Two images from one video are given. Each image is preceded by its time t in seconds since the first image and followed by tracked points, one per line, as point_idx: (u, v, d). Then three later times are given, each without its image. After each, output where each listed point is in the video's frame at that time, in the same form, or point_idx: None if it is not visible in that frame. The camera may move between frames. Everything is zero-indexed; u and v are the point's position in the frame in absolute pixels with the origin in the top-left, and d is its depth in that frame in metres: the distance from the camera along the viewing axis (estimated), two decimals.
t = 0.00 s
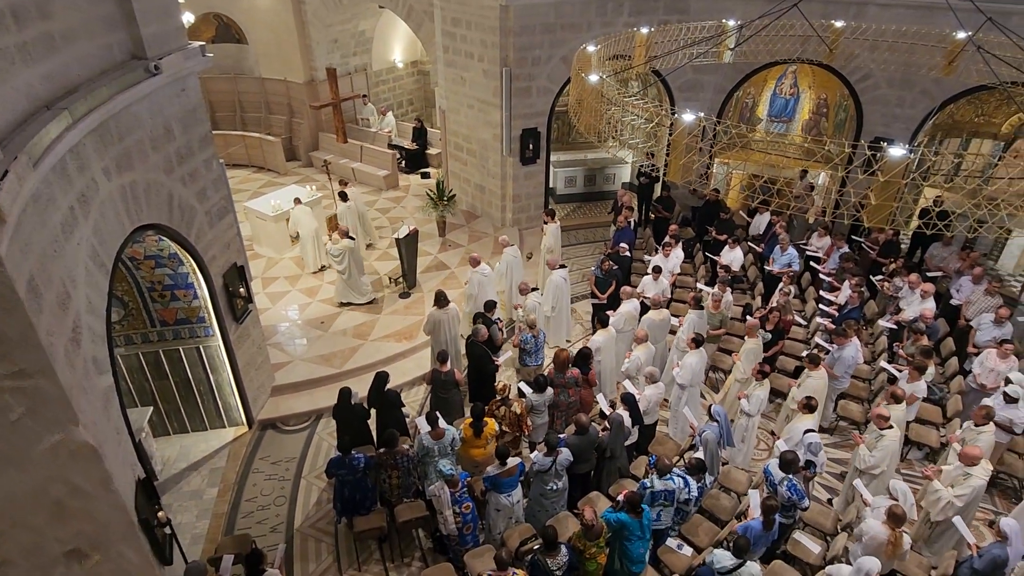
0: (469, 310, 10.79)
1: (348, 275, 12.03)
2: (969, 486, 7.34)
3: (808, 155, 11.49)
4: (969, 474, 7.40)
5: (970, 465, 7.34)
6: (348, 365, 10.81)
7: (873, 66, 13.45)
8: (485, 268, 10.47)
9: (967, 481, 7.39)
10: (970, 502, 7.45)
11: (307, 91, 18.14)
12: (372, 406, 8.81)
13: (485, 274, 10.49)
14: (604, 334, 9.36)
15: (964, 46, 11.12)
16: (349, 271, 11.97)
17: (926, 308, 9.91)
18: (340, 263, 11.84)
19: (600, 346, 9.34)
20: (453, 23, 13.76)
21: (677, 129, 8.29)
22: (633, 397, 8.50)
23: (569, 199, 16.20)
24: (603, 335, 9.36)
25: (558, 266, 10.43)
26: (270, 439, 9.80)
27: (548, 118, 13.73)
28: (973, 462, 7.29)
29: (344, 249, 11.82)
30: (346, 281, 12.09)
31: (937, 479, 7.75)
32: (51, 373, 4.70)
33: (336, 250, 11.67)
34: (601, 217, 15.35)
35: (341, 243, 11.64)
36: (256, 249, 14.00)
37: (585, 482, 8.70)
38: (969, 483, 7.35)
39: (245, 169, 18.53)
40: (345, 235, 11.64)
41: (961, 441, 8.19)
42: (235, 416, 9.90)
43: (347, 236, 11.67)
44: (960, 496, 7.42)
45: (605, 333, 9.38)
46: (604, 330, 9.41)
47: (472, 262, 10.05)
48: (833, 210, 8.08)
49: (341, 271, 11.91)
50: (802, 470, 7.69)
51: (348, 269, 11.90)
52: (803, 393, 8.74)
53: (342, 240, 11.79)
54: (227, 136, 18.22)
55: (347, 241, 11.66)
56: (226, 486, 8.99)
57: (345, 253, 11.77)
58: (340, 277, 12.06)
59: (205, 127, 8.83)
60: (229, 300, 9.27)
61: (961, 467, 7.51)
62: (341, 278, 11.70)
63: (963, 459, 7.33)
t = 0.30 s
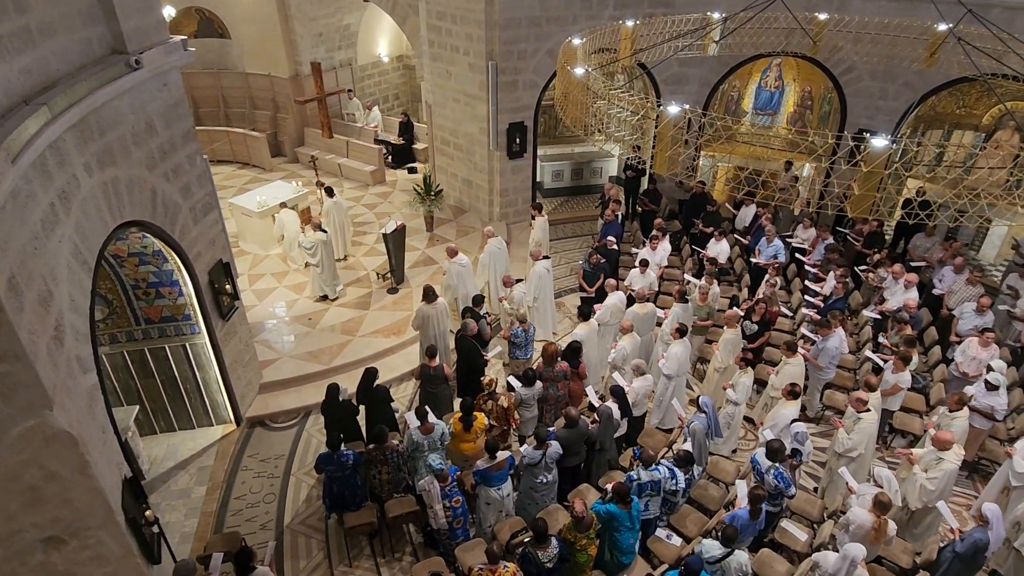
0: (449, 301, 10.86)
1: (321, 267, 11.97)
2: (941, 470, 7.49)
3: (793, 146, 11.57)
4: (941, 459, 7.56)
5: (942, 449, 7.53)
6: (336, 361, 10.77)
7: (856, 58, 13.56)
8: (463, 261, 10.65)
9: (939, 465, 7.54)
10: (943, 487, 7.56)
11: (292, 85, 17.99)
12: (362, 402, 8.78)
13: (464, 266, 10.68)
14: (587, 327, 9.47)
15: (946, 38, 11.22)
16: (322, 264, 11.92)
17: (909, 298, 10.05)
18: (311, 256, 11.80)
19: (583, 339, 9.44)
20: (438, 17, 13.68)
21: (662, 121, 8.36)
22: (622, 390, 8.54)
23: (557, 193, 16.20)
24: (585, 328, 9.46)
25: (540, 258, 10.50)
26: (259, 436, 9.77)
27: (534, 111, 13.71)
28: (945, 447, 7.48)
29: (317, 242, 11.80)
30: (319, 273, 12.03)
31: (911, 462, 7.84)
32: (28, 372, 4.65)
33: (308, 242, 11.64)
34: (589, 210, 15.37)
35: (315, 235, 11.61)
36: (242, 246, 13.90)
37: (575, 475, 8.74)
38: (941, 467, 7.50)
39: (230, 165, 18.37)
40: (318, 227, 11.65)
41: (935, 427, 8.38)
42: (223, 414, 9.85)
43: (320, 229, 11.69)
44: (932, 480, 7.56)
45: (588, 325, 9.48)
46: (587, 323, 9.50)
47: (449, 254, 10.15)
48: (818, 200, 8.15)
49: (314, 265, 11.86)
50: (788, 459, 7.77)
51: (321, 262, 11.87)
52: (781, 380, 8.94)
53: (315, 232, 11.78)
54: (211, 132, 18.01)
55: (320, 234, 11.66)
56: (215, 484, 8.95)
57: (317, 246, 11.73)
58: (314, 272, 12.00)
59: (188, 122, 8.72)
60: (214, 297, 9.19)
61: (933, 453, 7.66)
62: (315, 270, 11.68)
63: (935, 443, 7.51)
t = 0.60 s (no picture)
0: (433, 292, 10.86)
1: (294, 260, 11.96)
2: (915, 452, 7.63)
3: (776, 138, 11.66)
4: (916, 442, 7.69)
5: (917, 433, 7.65)
6: (323, 357, 10.72)
7: (838, 50, 13.68)
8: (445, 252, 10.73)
9: (913, 449, 7.68)
10: (916, 469, 7.74)
11: (274, 79, 17.79)
12: (350, 397, 8.73)
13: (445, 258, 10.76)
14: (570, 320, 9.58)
15: (926, 29, 11.33)
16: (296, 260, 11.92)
17: (892, 288, 10.16)
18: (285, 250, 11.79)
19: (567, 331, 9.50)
20: (422, 10, 13.59)
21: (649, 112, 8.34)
22: (610, 381, 8.58)
23: (543, 186, 16.21)
24: (569, 321, 9.57)
25: (525, 250, 10.53)
26: (246, 433, 9.71)
27: (520, 105, 13.69)
28: (920, 430, 7.61)
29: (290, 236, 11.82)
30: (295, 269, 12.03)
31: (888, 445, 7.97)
32: (9, 370, 4.57)
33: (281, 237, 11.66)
34: (575, 204, 15.39)
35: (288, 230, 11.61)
36: (226, 242, 13.77)
37: (564, 467, 8.78)
38: (916, 450, 7.64)
39: (212, 160, 18.16)
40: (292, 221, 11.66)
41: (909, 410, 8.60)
42: (210, 412, 9.77)
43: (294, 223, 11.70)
44: (907, 462, 7.74)
45: (571, 318, 9.58)
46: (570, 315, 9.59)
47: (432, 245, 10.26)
48: (803, 191, 8.18)
49: (288, 259, 11.86)
50: (774, 447, 7.85)
51: (295, 257, 11.87)
52: (758, 365, 9.12)
53: (289, 227, 11.79)
54: (192, 127, 17.78)
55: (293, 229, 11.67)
56: (202, 483, 8.89)
57: (290, 241, 11.77)
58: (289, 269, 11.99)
59: (169, 117, 8.60)
60: (198, 294, 9.09)
61: (907, 436, 7.79)
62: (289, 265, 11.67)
63: (911, 427, 7.65)
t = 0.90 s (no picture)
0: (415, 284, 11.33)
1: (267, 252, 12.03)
2: (889, 433, 7.79)
3: (759, 130, 11.74)
4: (889, 423, 7.86)
5: (890, 414, 7.82)
6: (310, 354, 10.69)
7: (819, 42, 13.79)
8: (425, 244, 11.11)
9: (887, 430, 7.86)
10: (891, 450, 7.87)
11: (256, 74, 17.62)
12: (337, 393, 8.71)
13: (427, 250, 11.14)
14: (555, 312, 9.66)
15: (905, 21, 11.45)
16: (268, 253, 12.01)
17: (873, 278, 10.30)
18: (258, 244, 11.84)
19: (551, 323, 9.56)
20: (405, 3, 13.50)
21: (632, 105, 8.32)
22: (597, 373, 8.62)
23: (528, 180, 16.22)
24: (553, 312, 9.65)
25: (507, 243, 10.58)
26: (233, 431, 9.67)
27: (504, 98, 13.66)
28: (893, 411, 7.76)
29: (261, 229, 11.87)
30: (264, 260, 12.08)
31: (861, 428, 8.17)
32: None
33: (252, 229, 11.68)
34: (561, 197, 15.43)
35: (258, 222, 11.64)
36: (210, 239, 13.66)
37: (553, 460, 8.83)
38: (890, 431, 7.80)
39: (193, 156, 17.97)
40: (262, 214, 11.73)
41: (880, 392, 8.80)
42: (196, 410, 9.71)
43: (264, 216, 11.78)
44: (881, 444, 7.86)
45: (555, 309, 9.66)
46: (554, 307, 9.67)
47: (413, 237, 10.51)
48: (785, 183, 8.24)
49: (259, 252, 11.94)
50: (759, 435, 7.95)
51: (267, 250, 11.94)
52: (736, 352, 9.20)
53: (259, 219, 11.84)
54: (173, 123, 17.56)
55: (263, 221, 11.72)
56: (189, 481, 8.84)
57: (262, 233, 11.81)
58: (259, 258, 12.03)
59: (149, 113, 8.49)
60: (182, 291, 9.00)
61: (881, 418, 7.98)
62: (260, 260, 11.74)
63: (883, 408, 7.82)
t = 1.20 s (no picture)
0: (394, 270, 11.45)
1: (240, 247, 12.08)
2: (864, 414, 8.10)
3: (743, 122, 11.81)
4: (864, 404, 8.15)
5: (865, 395, 8.08)
6: (298, 350, 10.65)
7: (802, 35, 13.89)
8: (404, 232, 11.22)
9: (862, 411, 8.15)
10: (867, 429, 8.19)
11: (238, 68, 17.44)
12: (326, 389, 8.69)
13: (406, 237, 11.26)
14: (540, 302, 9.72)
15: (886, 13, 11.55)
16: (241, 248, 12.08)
17: (856, 267, 10.47)
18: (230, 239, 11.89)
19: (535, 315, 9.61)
20: None
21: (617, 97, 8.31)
22: (586, 366, 8.66)
23: (514, 173, 16.20)
24: (539, 303, 9.70)
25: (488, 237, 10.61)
26: (220, 429, 9.62)
27: (489, 92, 13.63)
28: (868, 392, 8.01)
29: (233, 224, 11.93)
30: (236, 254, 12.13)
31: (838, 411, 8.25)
32: None
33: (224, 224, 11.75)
34: (548, 190, 15.45)
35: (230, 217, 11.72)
36: (193, 236, 13.54)
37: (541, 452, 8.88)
38: (865, 412, 8.10)
39: (175, 153, 17.76)
40: (234, 209, 11.79)
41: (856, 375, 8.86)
42: (182, 409, 9.65)
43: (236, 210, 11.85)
44: (857, 424, 8.15)
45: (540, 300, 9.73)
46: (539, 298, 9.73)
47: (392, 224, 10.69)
48: (769, 175, 8.27)
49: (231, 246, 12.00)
50: (745, 423, 8.05)
51: (239, 244, 11.99)
52: (717, 342, 9.32)
53: (230, 214, 11.91)
54: (154, 119, 17.33)
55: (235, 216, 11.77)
56: (176, 480, 8.78)
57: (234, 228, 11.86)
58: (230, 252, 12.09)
59: (129, 109, 8.36)
60: (166, 289, 8.91)
61: (856, 400, 8.23)
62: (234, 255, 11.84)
63: (860, 391, 8.05)
